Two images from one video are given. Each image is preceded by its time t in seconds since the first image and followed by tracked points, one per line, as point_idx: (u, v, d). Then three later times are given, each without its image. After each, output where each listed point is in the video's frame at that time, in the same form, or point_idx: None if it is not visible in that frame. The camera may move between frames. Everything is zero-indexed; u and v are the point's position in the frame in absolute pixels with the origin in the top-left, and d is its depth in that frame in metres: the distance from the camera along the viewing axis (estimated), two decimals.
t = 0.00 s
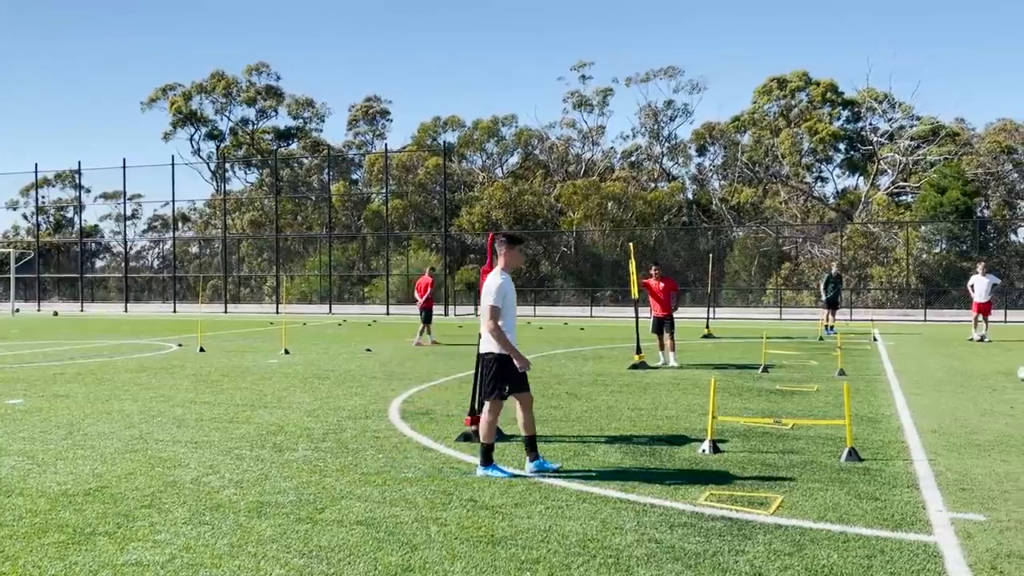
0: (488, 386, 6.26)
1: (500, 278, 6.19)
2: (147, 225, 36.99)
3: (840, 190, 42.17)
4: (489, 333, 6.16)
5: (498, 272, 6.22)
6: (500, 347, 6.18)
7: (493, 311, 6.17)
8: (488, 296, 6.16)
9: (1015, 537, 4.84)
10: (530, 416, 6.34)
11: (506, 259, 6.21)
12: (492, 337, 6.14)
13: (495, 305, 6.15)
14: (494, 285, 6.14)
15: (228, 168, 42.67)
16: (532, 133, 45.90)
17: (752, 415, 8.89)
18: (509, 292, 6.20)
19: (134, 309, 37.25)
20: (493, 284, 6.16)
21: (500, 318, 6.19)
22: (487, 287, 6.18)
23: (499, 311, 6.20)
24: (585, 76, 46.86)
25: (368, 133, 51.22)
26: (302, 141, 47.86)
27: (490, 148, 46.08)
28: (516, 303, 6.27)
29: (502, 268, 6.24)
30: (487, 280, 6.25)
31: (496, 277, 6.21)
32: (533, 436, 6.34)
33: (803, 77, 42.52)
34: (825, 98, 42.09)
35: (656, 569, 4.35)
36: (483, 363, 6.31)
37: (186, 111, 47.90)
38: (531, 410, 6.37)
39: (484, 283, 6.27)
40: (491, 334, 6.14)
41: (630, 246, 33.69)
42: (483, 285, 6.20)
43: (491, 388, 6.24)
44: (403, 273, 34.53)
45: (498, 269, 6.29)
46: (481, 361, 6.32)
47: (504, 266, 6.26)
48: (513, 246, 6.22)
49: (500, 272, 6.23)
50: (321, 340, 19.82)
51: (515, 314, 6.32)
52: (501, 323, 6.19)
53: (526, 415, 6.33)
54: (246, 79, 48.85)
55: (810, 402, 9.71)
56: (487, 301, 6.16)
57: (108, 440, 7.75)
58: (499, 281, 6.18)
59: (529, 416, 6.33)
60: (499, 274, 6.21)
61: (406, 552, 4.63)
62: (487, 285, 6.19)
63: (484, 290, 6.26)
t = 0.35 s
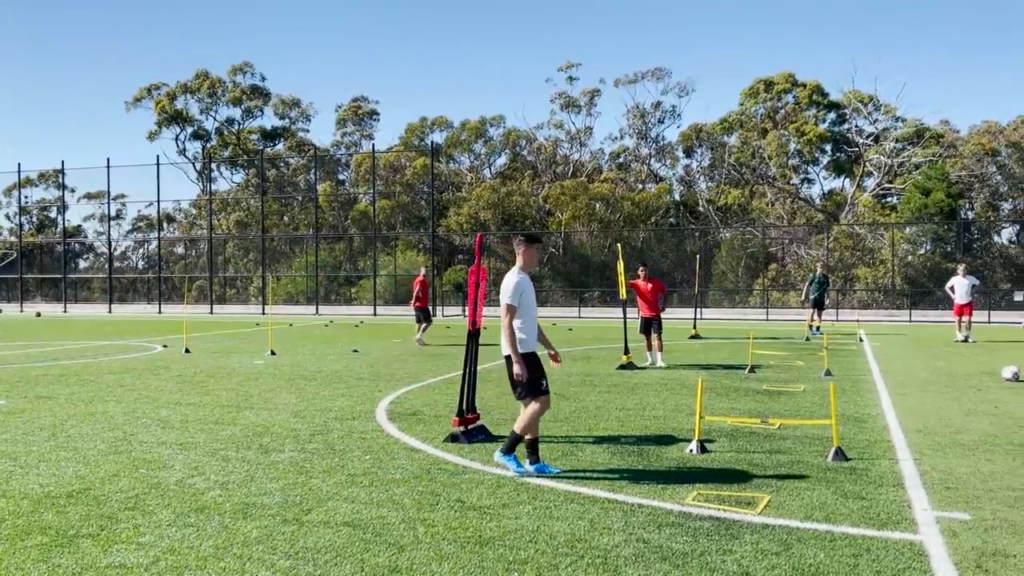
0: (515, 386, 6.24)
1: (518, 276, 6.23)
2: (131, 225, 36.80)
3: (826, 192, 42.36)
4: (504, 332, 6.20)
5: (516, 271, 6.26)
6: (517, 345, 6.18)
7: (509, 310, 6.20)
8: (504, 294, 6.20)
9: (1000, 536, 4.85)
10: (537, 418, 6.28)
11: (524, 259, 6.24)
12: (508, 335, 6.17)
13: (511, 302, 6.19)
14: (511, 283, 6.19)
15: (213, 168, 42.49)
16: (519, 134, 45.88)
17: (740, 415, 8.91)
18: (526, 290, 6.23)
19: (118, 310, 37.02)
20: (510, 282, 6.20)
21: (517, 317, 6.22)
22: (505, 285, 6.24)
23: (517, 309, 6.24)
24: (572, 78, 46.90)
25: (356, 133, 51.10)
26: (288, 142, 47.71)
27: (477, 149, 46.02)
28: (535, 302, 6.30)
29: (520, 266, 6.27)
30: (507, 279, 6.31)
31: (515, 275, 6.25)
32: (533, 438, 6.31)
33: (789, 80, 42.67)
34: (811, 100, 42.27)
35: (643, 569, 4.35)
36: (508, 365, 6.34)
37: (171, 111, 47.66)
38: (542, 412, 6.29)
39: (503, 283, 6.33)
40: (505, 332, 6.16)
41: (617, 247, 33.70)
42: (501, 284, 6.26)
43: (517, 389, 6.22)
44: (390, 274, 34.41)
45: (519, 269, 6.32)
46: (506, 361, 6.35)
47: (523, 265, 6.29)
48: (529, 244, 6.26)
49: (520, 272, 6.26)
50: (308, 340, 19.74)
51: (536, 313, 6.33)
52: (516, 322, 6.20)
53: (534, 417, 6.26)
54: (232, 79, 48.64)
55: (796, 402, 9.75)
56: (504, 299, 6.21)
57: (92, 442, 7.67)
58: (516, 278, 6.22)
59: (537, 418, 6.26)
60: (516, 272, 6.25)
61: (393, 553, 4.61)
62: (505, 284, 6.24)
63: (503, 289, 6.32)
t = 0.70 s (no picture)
0: (512, 387, 6.25)
1: (520, 275, 6.23)
2: (114, 225, 36.55)
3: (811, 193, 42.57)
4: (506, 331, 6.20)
5: (518, 269, 6.26)
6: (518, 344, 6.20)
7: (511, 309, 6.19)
8: (507, 293, 6.21)
9: (983, 533, 4.90)
10: (525, 422, 6.23)
11: (527, 258, 6.24)
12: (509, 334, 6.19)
13: (513, 302, 6.19)
14: (515, 282, 6.18)
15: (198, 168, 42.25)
16: (505, 134, 45.84)
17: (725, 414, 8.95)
18: (529, 290, 6.23)
19: (101, 310, 36.74)
20: (513, 281, 6.20)
21: (518, 316, 6.22)
22: (507, 285, 6.24)
23: (520, 308, 6.24)
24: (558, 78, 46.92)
25: (342, 133, 50.95)
26: (273, 141, 47.52)
27: (464, 149, 46.00)
28: (537, 301, 6.32)
29: (522, 265, 6.27)
30: (509, 278, 6.31)
31: (517, 274, 6.25)
32: (521, 445, 6.23)
33: (774, 81, 42.83)
34: (795, 101, 42.48)
35: (631, 568, 4.36)
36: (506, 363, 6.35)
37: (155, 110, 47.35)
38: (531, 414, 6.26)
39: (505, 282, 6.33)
40: (508, 331, 6.15)
41: (603, 248, 33.72)
42: (504, 283, 6.26)
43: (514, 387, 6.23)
44: (376, 274, 34.28)
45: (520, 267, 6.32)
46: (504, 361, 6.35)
47: (525, 265, 6.30)
48: (531, 243, 6.26)
49: (520, 270, 6.27)
50: (293, 341, 19.65)
51: (537, 312, 6.35)
52: (518, 320, 6.20)
53: (522, 419, 6.23)
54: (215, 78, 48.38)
55: (781, 402, 9.79)
56: (507, 298, 6.21)
57: (74, 443, 7.61)
58: (518, 278, 6.23)
59: (525, 421, 6.22)
60: (518, 271, 6.25)
61: (380, 554, 4.59)
62: (507, 283, 6.25)
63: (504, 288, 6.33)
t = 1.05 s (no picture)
0: (497, 388, 6.25)
1: (512, 277, 6.19)
2: (97, 225, 36.28)
3: (795, 193, 42.78)
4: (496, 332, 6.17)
5: (510, 269, 6.23)
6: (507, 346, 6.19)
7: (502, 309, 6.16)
8: (498, 295, 6.16)
9: (965, 531, 4.94)
10: (509, 423, 6.24)
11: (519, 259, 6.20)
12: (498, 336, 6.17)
13: (504, 303, 6.15)
14: (506, 283, 6.15)
15: (182, 167, 42.02)
16: (492, 134, 45.82)
17: (710, 414, 8.99)
18: (520, 291, 6.20)
19: (84, 311, 36.46)
20: (504, 283, 6.16)
21: (508, 317, 6.19)
22: (499, 285, 6.19)
23: (511, 309, 6.20)
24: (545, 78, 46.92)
25: (328, 133, 50.81)
26: (259, 141, 47.32)
27: (450, 149, 45.94)
28: (528, 303, 6.29)
29: (514, 266, 6.25)
30: (499, 278, 6.26)
31: (509, 276, 6.21)
32: (506, 446, 6.23)
33: (759, 82, 42.98)
34: (780, 102, 42.66)
35: (616, 567, 4.36)
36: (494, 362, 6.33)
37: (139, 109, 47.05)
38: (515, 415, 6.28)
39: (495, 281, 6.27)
40: (498, 332, 6.13)
41: (590, 247, 33.75)
42: (495, 284, 6.20)
43: (499, 387, 6.22)
44: (362, 274, 34.18)
45: (513, 268, 6.27)
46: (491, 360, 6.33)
47: (517, 265, 6.26)
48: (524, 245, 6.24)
49: (513, 271, 6.23)
50: (278, 341, 19.57)
51: (527, 313, 6.32)
52: (508, 322, 6.18)
53: (506, 421, 6.25)
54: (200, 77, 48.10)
55: (765, 401, 9.84)
56: (498, 299, 6.16)
57: (57, 444, 7.55)
58: (509, 278, 6.18)
59: (508, 422, 6.24)
60: (510, 271, 6.20)
61: (364, 554, 4.57)
62: (499, 284, 6.19)
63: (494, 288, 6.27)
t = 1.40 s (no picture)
0: (488, 387, 6.22)
1: (505, 276, 6.17)
2: (83, 224, 36.06)
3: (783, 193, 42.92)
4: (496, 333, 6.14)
5: (503, 270, 6.20)
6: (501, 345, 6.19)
7: (499, 310, 6.12)
8: (495, 295, 6.11)
9: (950, 528, 4.96)
10: (496, 423, 6.25)
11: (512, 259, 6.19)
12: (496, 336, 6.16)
13: (502, 303, 6.11)
14: (504, 283, 6.11)
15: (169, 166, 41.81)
16: (480, 133, 45.78)
17: (698, 413, 9.00)
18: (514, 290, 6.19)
19: (70, 310, 36.22)
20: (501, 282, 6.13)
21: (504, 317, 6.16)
22: (493, 285, 6.14)
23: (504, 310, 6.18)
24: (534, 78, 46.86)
25: (316, 131, 50.65)
26: (246, 139, 47.11)
27: (438, 148, 45.86)
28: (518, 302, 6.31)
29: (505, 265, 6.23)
30: (489, 277, 6.21)
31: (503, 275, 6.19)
32: (494, 445, 6.23)
33: (746, 82, 43.05)
34: (767, 102, 42.76)
35: (603, 565, 4.36)
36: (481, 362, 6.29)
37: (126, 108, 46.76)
38: (503, 415, 6.28)
39: (486, 280, 6.21)
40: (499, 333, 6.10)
41: (578, 247, 33.75)
42: (488, 283, 6.14)
43: (490, 387, 6.21)
44: (350, 273, 34.08)
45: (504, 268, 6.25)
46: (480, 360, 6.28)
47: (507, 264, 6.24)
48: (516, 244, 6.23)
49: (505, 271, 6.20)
50: (266, 340, 19.49)
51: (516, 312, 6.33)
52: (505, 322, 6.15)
53: (493, 421, 6.24)
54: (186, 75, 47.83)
55: (753, 400, 9.86)
56: (495, 299, 6.12)
57: (41, 444, 7.49)
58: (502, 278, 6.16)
59: (496, 422, 6.24)
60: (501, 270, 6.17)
61: (351, 554, 4.56)
62: (492, 283, 6.15)
63: (485, 287, 6.21)
